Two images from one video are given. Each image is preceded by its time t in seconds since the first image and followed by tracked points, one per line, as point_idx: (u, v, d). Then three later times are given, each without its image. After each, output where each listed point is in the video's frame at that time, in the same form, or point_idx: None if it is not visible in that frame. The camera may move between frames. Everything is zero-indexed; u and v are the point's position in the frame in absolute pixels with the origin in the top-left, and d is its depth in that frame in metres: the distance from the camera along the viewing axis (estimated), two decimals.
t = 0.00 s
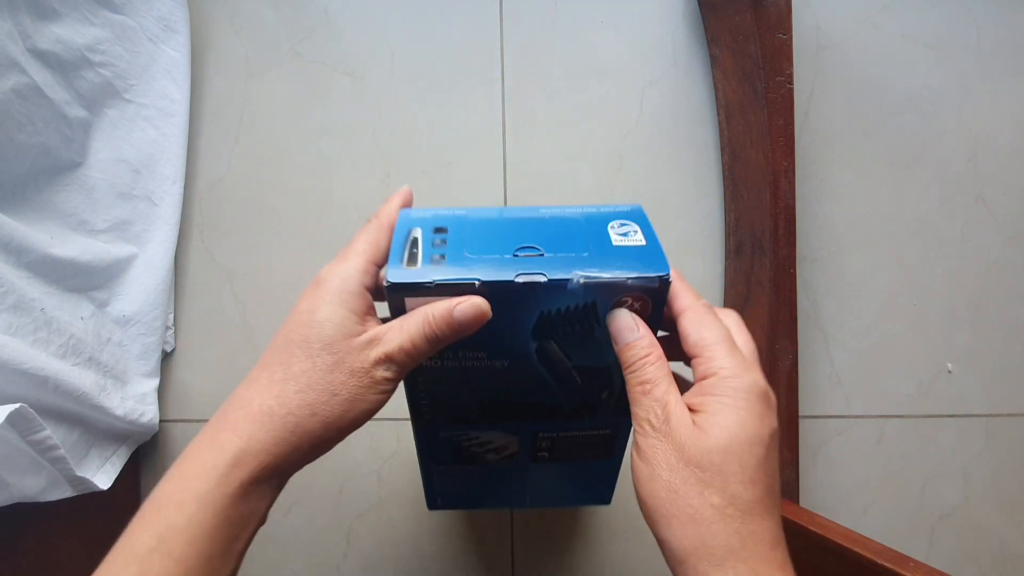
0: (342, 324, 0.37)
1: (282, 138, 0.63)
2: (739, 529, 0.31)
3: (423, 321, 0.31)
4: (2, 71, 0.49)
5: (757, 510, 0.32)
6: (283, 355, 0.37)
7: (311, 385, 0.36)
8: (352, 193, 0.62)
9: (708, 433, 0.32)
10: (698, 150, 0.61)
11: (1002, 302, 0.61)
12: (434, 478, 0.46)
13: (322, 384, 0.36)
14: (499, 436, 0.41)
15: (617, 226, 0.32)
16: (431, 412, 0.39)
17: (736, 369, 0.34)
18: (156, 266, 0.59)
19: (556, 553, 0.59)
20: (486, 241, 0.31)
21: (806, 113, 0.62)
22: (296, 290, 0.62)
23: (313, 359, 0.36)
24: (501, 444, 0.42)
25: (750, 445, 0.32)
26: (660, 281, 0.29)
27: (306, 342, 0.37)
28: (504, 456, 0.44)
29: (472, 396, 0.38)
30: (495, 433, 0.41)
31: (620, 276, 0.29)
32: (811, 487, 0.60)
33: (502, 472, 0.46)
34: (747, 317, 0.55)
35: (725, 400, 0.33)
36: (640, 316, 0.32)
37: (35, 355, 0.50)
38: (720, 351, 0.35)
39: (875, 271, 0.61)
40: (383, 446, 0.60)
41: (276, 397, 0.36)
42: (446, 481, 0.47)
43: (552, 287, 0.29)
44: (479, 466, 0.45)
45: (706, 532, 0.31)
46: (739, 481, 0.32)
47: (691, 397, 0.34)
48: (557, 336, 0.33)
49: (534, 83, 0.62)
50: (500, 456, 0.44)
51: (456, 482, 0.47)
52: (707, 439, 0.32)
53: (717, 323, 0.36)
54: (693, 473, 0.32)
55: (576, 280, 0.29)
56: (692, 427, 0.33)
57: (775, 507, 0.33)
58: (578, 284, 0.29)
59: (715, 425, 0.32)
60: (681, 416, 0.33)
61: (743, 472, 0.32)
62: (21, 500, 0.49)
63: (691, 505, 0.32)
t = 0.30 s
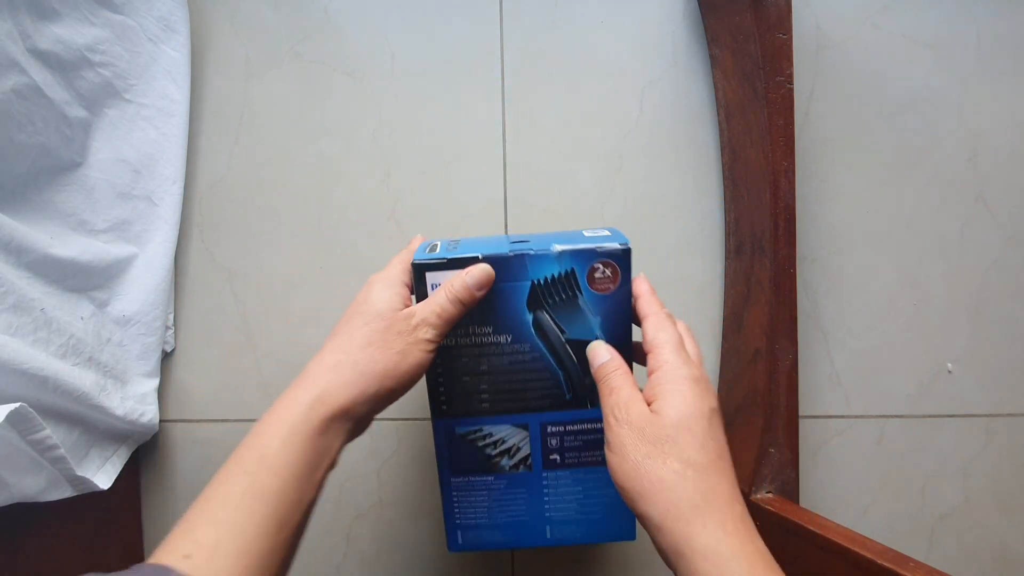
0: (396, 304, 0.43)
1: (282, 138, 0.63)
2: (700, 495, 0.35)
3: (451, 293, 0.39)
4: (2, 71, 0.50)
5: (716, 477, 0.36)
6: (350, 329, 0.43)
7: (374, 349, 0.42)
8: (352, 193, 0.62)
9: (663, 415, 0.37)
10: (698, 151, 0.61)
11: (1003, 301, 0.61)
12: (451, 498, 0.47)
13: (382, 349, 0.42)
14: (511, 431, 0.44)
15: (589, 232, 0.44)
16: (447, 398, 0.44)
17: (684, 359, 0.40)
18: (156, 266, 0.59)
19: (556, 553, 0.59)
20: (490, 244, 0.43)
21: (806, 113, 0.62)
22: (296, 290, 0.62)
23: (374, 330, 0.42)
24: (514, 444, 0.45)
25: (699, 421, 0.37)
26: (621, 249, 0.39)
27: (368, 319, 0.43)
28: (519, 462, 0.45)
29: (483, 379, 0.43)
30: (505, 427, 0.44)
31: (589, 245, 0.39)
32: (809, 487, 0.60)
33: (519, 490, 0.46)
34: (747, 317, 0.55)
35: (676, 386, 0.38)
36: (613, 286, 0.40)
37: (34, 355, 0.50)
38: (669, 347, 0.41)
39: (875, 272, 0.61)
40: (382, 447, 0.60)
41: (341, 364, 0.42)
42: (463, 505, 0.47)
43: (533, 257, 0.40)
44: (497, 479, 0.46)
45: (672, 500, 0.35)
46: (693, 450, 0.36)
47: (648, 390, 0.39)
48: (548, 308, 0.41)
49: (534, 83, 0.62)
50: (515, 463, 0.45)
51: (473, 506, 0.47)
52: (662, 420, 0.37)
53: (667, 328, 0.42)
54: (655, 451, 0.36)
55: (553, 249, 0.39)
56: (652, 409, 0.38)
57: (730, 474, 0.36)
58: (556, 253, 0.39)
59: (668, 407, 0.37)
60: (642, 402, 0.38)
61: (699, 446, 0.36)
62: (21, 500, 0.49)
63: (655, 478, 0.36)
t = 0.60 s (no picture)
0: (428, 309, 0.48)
1: (282, 138, 0.63)
2: (667, 471, 0.37)
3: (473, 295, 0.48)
4: (2, 71, 0.50)
5: (682, 455, 0.38)
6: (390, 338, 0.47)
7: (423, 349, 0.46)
8: (352, 194, 0.62)
9: (627, 406, 0.40)
10: (698, 151, 0.61)
11: (1003, 302, 0.61)
12: (452, 476, 0.50)
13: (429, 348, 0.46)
14: (509, 401, 0.49)
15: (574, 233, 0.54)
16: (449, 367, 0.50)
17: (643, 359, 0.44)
18: (156, 266, 0.59)
19: (555, 553, 0.59)
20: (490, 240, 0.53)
21: (806, 113, 0.62)
22: (296, 290, 0.62)
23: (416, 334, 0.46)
24: (513, 415, 0.49)
25: (660, 408, 0.40)
26: (603, 228, 0.49)
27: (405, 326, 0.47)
28: (517, 434, 0.49)
29: (483, 348, 0.50)
30: (504, 398, 0.49)
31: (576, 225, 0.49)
32: (809, 486, 0.60)
33: (518, 465, 0.49)
34: (747, 316, 0.55)
35: (636, 379, 0.42)
36: (597, 260, 0.49)
37: (34, 355, 0.50)
38: (630, 347, 0.45)
39: (875, 271, 0.61)
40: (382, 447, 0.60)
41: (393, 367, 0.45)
42: (463, 484, 0.50)
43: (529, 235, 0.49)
44: (496, 454, 0.49)
45: (642, 479, 0.37)
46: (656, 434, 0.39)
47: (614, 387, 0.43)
48: (540, 279, 0.49)
49: (534, 83, 0.62)
50: (514, 435, 0.49)
51: (473, 484, 0.50)
52: (626, 410, 0.40)
53: (631, 330, 0.46)
54: (622, 439, 0.39)
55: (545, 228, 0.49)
56: (618, 404, 0.41)
57: (695, 453, 0.39)
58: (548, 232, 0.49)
59: (630, 397, 0.41)
60: (609, 401, 0.41)
61: (663, 429, 0.39)
62: (21, 500, 0.49)
63: (626, 462, 0.38)
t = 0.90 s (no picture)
0: (198, 496, 0.35)
1: (282, 138, 0.63)
2: None
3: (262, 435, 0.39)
4: (2, 71, 0.50)
5: None
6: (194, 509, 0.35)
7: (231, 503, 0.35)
8: (352, 194, 0.62)
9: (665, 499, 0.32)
10: (698, 151, 0.61)
11: (1003, 301, 0.61)
12: (451, 475, 0.50)
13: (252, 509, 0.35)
14: (508, 401, 0.49)
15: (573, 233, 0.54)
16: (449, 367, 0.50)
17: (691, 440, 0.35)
18: (157, 266, 0.59)
19: (555, 553, 0.59)
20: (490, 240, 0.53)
21: (806, 113, 0.62)
22: (296, 290, 0.62)
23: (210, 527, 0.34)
24: (512, 415, 0.49)
25: (706, 515, 0.32)
26: (602, 228, 0.49)
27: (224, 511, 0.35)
28: (517, 434, 0.49)
29: (483, 348, 0.50)
30: (503, 397, 0.49)
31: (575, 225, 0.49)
32: (809, 486, 0.60)
33: (517, 464, 0.49)
34: (747, 316, 0.55)
35: (681, 471, 0.33)
36: (596, 260, 0.49)
37: (34, 355, 0.50)
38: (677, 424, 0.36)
39: (875, 271, 0.61)
40: (383, 447, 0.60)
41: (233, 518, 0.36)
42: (462, 483, 0.50)
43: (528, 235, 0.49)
44: (495, 454, 0.49)
45: None
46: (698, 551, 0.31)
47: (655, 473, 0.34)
48: (540, 279, 0.49)
49: (534, 83, 0.62)
50: (513, 435, 0.49)
51: (472, 484, 0.49)
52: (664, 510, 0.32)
53: (673, 403, 0.37)
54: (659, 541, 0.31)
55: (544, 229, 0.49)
56: (655, 502, 0.33)
57: None
58: (547, 232, 0.49)
59: (669, 497, 0.32)
60: (643, 494, 0.33)
61: (706, 547, 0.31)
62: (21, 500, 0.49)
63: None
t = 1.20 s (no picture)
0: None
1: (281, 138, 0.63)
2: None
3: None
4: (2, 71, 0.50)
5: None
6: None
7: None
8: (352, 194, 0.62)
9: None
10: (698, 151, 0.61)
11: (1003, 301, 0.61)
12: (451, 475, 0.50)
13: None
14: (508, 401, 0.49)
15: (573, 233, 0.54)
16: (449, 367, 0.50)
17: None
18: (156, 266, 0.59)
19: (555, 554, 0.59)
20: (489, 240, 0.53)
21: (806, 113, 0.62)
22: (296, 290, 0.62)
23: None
24: (512, 415, 0.49)
25: None
26: (602, 228, 0.49)
27: None
28: (517, 434, 0.49)
29: (483, 347, 0.50)
30: (504, 397, 0.49)
31: (575, 225, 0.49)
32: (809, 487, 0.60)
33: (517, 464, 0.49)
34: (747, 316, 0.54)
35: None
36: (596, 260, 0.49)
37: (34, 355, 0.50)
38: None
39: (874, 272, 0.61)
40: (382, 447, 0.60)
41: None
42: (463, 483, 0.50)
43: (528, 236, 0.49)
44: (495, 454, 0.49)
45: None
46: None
47: None
48: (540, 279, 0.49)
49: (533, 83, 0.62)
50: (513, 435, 0.49)
51: (472, 484, 0.49)
52: None
53: None
54: None
55: (543, 229, 0.49)
56: None
57: None
58: (546, 233, 0.49)
59: None
60: None
61: None
62: (21, 500, 0.49)
63: None
